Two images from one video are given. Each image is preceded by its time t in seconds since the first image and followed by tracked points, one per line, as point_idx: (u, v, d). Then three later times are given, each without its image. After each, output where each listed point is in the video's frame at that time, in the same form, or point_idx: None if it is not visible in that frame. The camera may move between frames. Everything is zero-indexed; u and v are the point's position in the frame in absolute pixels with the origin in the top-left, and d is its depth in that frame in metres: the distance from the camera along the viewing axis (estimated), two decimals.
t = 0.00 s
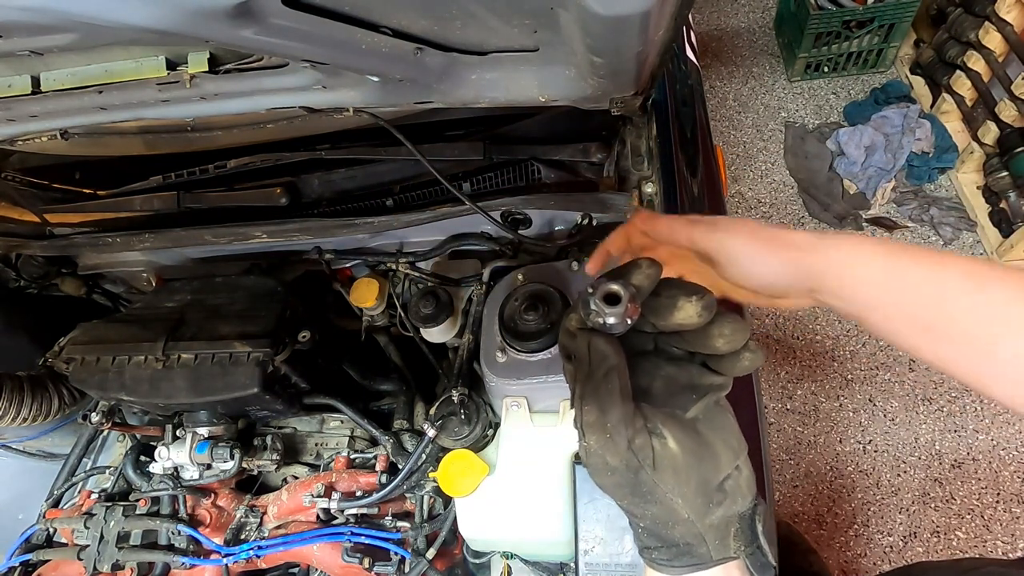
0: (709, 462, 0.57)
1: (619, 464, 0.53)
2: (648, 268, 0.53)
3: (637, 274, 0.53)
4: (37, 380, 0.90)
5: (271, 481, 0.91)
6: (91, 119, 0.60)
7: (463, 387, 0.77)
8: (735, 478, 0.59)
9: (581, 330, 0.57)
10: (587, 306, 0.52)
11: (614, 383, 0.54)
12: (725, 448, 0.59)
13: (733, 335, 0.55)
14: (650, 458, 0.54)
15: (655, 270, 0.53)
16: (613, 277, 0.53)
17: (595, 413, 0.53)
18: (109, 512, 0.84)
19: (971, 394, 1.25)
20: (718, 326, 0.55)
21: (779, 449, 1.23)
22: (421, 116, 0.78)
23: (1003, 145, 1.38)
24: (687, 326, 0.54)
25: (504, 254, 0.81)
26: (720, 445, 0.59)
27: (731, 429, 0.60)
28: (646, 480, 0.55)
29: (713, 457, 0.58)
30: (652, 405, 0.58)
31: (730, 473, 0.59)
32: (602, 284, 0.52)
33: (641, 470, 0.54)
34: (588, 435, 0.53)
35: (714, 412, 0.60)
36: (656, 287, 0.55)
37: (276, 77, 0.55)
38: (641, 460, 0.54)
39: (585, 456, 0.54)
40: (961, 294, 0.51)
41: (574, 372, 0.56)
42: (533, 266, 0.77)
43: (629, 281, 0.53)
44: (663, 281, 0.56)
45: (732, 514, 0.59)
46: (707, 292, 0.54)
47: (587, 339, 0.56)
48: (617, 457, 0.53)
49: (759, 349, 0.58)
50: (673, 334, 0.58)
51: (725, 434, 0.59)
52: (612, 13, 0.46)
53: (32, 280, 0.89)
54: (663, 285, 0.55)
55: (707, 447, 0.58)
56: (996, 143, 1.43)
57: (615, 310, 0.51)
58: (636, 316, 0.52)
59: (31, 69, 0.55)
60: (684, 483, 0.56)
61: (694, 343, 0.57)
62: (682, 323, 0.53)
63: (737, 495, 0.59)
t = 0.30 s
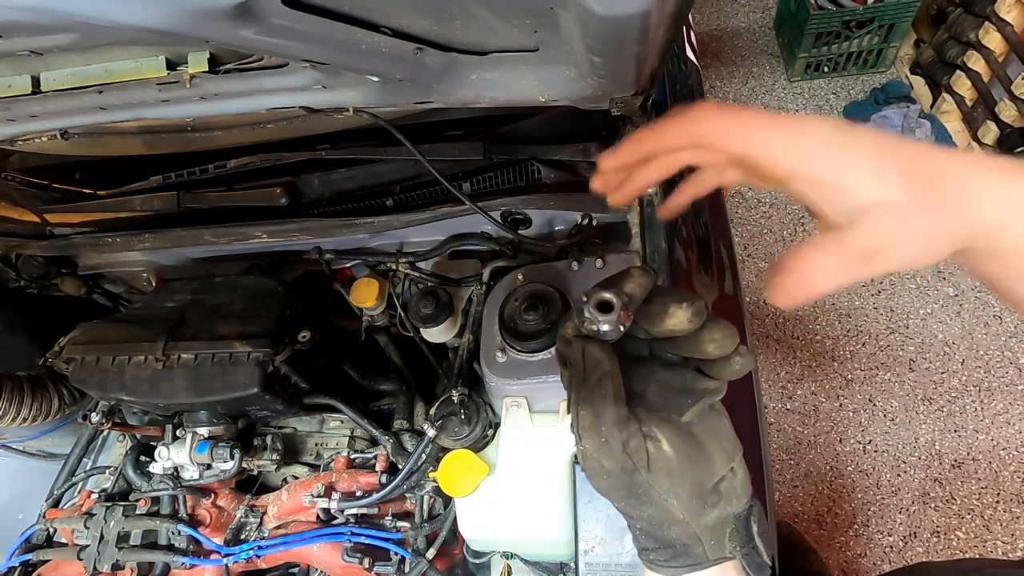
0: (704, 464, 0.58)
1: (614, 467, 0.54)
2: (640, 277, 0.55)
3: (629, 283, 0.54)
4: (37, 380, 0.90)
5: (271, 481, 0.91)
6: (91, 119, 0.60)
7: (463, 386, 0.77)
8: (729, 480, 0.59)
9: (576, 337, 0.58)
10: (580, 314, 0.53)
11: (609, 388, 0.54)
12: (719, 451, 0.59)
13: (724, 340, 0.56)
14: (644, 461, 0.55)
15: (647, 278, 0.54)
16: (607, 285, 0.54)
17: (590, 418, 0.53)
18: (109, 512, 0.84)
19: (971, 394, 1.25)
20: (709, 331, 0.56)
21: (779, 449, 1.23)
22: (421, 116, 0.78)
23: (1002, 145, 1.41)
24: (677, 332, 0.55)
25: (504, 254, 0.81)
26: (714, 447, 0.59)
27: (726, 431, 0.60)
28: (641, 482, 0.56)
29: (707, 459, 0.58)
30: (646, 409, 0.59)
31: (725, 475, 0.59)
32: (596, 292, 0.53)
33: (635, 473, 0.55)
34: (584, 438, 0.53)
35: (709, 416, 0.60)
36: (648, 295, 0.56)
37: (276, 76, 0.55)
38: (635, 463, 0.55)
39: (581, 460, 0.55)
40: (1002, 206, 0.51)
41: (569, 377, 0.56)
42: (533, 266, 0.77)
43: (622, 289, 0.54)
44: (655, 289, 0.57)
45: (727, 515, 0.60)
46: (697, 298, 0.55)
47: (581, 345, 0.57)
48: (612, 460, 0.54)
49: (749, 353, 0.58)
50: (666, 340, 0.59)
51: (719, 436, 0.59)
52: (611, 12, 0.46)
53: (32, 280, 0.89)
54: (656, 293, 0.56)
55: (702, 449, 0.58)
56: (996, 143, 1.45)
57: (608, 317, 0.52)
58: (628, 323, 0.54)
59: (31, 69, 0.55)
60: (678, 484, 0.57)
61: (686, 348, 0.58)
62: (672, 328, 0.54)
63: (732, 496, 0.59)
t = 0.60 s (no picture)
0: (711, 469, 0.58)
1: (622, 471, 0.54)
2: (648, 284, 0.56)
3: (638, 290, 0.55)
4: (37, 380, 0.90)
5: (271, 481, 0.91)
6: (91, 119, 0.60)
7: (463, 387, 0.77)
8: (737, 484, 0.60)
9: (586, 343, 0.58)
10: (590, 320, 0.55)
11: (617, 393, 0.54)
12: (726, 455, 0.59)
13: (731, 346, 0.55)
14: (652, 465, 0.55)
15: (656, 286, 0.56)
16: (616, 291, 0.56)
17: (598, 423, 0.53)
18: (109, 512, 0.84)
19: (970, 394, 1.25)
20: (717, 337, 0.55)
21: (779, 449, 1.23)
22: (421, 116, 0.78)
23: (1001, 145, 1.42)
24: (685, 339, 0.54)
25: (504, 254, 0.81)
26: (722, 451, 0.59)
27: (734, 436, 0.60)
28: (648, 486, 0.56)
29: (715, 463, 0.58)
30: (654, 413, 0.59)
31: (731, 479, 0.60)
32: (606, 299, 0.55)
33: (643, 477, 0.55)
34: (592, 443, 0.53)
35: (716, 420, 0.60)
36: (656, 301, 0.56)
37: (276, 77, 0.55)
38: (643, 468, 0.54)
39: (590, 464, 0.55)
40: None
41: (578, 383, 0.57)
42: (533, 266, 0.77)
43: (631, 296, 0.55)
44: (663, 294, 0.56)
45: (734, 520, 0.60)
46: (705, 305, 0.55)
47: (591, 351, 0.57)
48: (621, 465, 0.54)
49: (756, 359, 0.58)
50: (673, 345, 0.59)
51: (726, 440, 0.59)
52: (611, 13, 0.46)
53: (32, 280, 0.89)
54: (664, 299, 0.56)
55: (709, 454, 0.58)
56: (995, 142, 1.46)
57: (618, 323, 0.53)
58: (637, 330, 0.54)
59: (31, 69, 0.55)
60: (685, 489, 0.57)
61: (694, 354, 0.57)
62: (680, 335, 0.54)
63: (738, 500, 0.60)
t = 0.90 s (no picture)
0: (711, 472, 0.58)
1: (621, 477, 0.54)
2: (648, 288, 0.56)
3: (638, 294, 0.55)
4: (37, 380, 0.90)
5: (271, 481, 0.91)
6: (91, 119, 0.60)
7: (463, 387, 0.77)
8: (736, 488, 0.60)
9: (584, 347, 0.58)
10: (590, 324, 0.55)
11: (616, 398, 0.54)
12: (726, 459, 0.59)
13: (731, 348, 0.56)
14: (651, 470, 0.55)
15: (655, 289, 0.56)
16: (616, 295, 0.56)
17: (598, 428, 0.53)
18: (109, 512, 0.84)
19: (970, 394, 1.25)
20: (717, 340, 0.56)
21: (779, 449, 1.23)
22: (421, 116, 0.78)
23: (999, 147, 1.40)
24: (685, 341, 0.55)
25: (504, 254, 0.80)
26: (721, 453, 0.59)
27: (733, 440, 0.60)
28: (647, 492, 0.55)
29: (715, 467, 0.59)
30: (654, 416, 0.59)
31: (731, 483, 0.60)
32: (605, 304, 0.55)
33: (642, 482, 0.55)
34: (591, 448, 0.53)
35: (716, 422, 0.60)
36: (656, 304, 0.56)
37: (276, 76, 0.55)
38: (642, 472, 0.55)
39: (589, 470, 0.55)
40: (1018, 192, 0.41)
41: (577, 387, 0.56)
42: (533, 266, 0.77)
43: (631, 300, 0.55)
44: (662, 296, 0.57)
45: (733, 523, 0.60)
46: (704, 308, 0.55)
47: (590, 355, 0.57)
48: (620, 470, 0.54)
49: (757, 362, 0.58)
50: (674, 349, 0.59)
51: (725, 442, 0.60)
52: (611, 12, 0.46)
53: (32, 280, 0.89)
54: (664, 301, 0.56)
55: (709, 458, 0.59)
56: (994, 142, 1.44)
57: (617, 328, 0.53)
58: (637, 334, 0.55)
59: (31, 69, 0.55)
60: (685, 493, 0.57)
61: (694, 358, 0.57)
62: (680, 338, 0.54)
63: (738, 504, 0.60)
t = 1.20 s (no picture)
0: (714, 466, 0.58)
1: (625, 469, 0.54)
2: (653, 281, 0.55)
3: (642, 287, 0.55)
4: (37, 380, 0.90)
5: (271, 481, 0.91)
6: (91, 119, 0.60)
7: (463, 387, 0.77)
8: (739, 482, 0.60)
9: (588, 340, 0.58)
10: (594, 317, 0.55)
11: (621, 391, 0.54)
12: (729, 454, 0.59)
13: (735, 343, 0.55)
14: (655, 462, 0.55)
15: (660, 283, 0.55)
16: (620, 288, 0.56)
17: (602, 420, 0.53)
18: (109, 512, 0.84)
19: (971, 394, 1.25)
20: (720, 335, 0.55)
21: (779, 449, 1.23)
22: (421, 116, 0.78)
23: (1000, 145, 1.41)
24: (690, 335, 0.55)
25: (504, 254, 0.80)
26: (724, 447, 0.59)
27: (736, 434, 0.60)
28: (652, 484, 0.56)
29: (718, 461, 0.59)
30: (658, 410, 0.59)
31: (734, 477, 0.60)
32: (610, 296, 0.55)
33: (646, 474, 0.55)
34: (596, 440, 0.54)
35: (719, 418, 0.60)
36: (660, 298, 0.56)
37: (277, 76, 0.55)
38: (646, 465, 0.55)
39: (593, 462, 0.55)
40: None
41: (581, 380, 0.57)
42: (533, 266, 0.77)
43: (635, 293, 0.55)
44: (667, 291, 0.57)
45: (736, 517, 0.60)
46: (709, 302, 0.55)
47: (595, 348, 0.57)
48: (624, 462, 0.54)
49: (760, 356, 0.58)
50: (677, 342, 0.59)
51: (728, 437, 0.60)
52: (612, 12, 0.46)
53: (32, 280, 0.89)
54: (669, 296, 0.56)
55: (712, 451, 0.59)
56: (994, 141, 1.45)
57: (622, 320, 0.54)
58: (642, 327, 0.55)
59: (31, 69, 0.55)
60: (689, 486, 0.57)
61: (698, 352, 0.57)
62: (684, 332, 0.54)
63: (741, 498, 0.60)
